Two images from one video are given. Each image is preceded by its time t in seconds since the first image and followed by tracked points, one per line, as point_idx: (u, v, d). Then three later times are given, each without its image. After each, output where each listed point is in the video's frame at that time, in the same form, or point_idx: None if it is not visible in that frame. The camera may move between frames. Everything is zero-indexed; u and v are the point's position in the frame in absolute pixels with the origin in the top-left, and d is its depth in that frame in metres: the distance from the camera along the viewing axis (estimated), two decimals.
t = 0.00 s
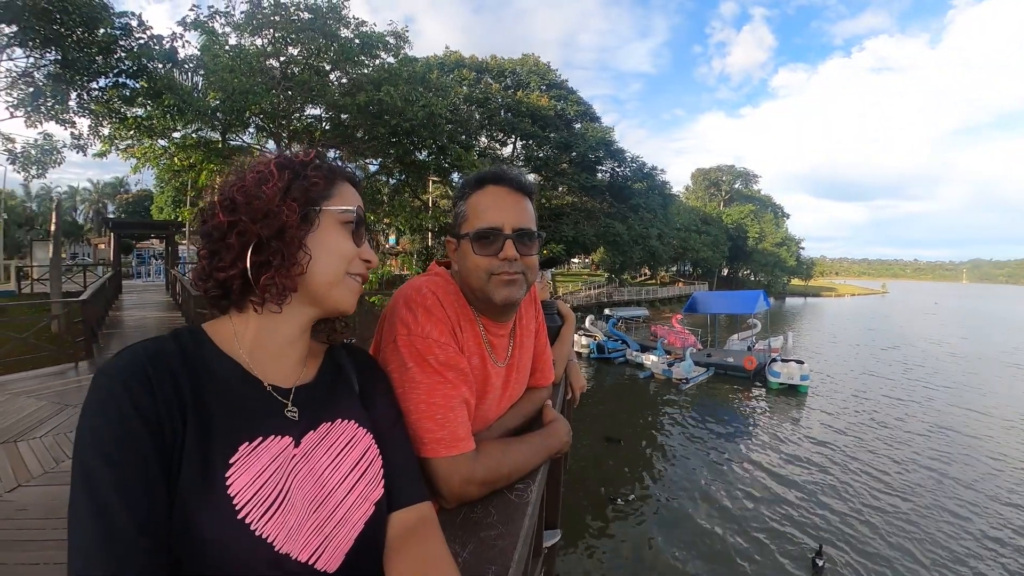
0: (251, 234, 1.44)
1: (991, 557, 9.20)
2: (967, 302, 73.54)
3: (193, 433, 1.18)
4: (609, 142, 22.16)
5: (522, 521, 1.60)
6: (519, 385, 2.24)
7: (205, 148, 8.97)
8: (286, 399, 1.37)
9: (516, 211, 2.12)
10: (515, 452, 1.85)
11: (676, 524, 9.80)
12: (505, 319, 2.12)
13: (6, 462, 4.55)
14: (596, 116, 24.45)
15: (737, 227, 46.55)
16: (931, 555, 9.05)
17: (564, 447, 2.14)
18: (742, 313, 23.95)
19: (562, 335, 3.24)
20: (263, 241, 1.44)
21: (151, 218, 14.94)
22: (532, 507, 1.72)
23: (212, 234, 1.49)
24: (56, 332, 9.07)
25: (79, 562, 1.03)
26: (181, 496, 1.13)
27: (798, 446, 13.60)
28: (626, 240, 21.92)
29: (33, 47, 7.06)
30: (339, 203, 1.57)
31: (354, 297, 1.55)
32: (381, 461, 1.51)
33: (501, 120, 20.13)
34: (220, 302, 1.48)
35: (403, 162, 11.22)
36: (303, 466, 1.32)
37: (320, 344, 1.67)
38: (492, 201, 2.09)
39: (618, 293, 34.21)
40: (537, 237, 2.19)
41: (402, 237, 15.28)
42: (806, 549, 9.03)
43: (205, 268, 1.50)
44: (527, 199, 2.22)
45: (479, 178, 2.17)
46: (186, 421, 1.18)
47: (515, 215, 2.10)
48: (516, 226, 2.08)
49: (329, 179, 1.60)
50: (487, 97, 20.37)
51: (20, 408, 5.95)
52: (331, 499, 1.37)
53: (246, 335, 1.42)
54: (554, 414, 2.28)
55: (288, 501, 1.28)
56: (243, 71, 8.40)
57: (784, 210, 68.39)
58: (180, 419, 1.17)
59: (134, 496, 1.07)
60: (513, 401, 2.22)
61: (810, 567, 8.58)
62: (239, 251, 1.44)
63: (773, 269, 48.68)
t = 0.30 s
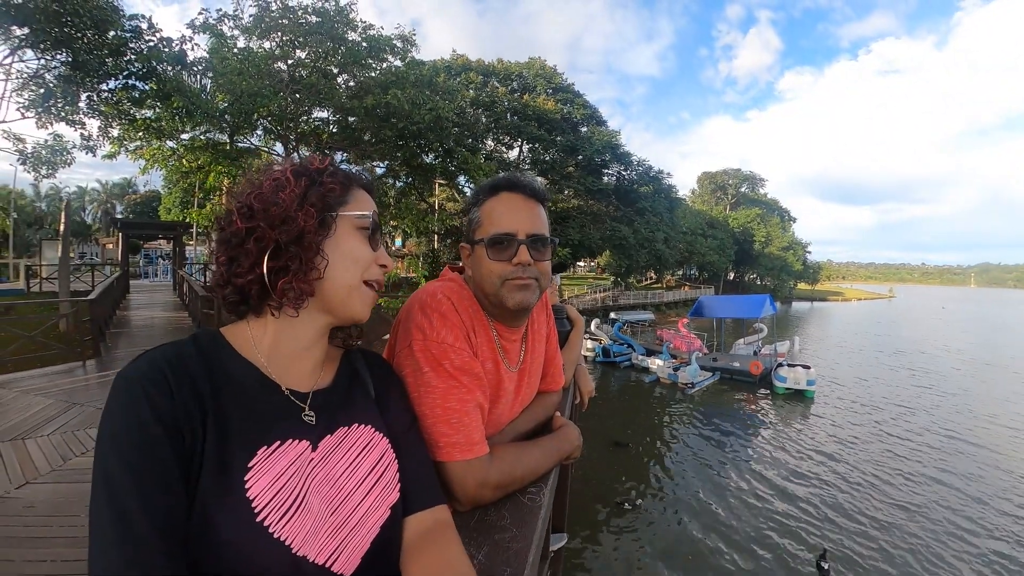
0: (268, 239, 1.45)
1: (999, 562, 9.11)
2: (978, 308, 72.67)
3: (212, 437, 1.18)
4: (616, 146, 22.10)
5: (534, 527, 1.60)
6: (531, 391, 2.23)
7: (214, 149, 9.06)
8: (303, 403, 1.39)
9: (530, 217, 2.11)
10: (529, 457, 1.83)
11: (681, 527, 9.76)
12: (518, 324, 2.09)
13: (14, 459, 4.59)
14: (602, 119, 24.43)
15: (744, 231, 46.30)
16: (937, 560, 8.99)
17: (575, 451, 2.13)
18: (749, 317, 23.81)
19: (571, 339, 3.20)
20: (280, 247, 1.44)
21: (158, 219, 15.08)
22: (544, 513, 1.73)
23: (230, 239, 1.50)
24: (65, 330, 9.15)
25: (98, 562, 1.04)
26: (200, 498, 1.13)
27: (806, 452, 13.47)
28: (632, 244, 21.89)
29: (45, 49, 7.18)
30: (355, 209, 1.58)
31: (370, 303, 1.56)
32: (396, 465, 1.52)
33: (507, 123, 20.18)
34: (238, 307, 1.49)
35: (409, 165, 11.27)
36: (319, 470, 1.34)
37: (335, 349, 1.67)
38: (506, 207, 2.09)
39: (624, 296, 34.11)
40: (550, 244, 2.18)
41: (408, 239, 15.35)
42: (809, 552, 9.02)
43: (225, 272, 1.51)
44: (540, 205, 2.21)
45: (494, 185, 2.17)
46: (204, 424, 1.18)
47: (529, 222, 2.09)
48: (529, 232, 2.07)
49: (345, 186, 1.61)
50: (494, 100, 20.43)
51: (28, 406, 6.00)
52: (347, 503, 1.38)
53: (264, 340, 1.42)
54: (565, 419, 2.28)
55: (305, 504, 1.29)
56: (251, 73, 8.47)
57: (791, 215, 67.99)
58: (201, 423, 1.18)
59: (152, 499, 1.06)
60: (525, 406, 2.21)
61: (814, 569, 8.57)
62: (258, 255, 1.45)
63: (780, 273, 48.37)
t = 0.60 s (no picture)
0: (282, 247, 1.45)
1: (1003, 566, 9.05)
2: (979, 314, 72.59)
3: (227, 439, 1.18)
4: (616, 153, 22.18)
5: (542, 530, 1.60)
6: (536, 396, 2.23)
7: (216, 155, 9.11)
8: (315, 406, 1.39)
9: (537, 226, 2.11)
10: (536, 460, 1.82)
11: (683, 532, 9.71)
12: (525, 331, 2.08)
13: (14, 462, 4.57)
14: (602, 127, 24.55)
15: (743, 237, 46.38)
16: (940, 565, 8.94)
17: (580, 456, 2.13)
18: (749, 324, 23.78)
19: (574, 344, 3.18)
20: (293, 255, 1.45)
21: (160, 224, 15.13)
22: (550, 517, 1.73)
23: (244, 247, 1.50)
24: (66, 333, 9.16)
25: (116, 561, 1.04)
26: (216, 499, 1.14)
27: (808, 458, 13.41)
28: (633, 250, 21.92)
29: (49, 53, 7.28)
30: (366, 217, 1.58)
31: (381, 310, 1.57)
32: (408, 468, 1.52)
33: (508, 130, 20.28)
34: (250, 312, 1.49)
35: (411, 172, 11.34)
36: (330, 472, 1.33)
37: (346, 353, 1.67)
38: (513, 216, 2.08)
39: (624, 303, 34.08)
40: (557, 252, 2.17)
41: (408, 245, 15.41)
42: (810, 556, 8.99)
43: (238, 279, 1.51)
44: (547, 215, 2.20)
45: (500, 194, 2.16)
46: (220, 427, 1.18)
47: (536, 231, 2.08)
48: (537, 241, 2.06)
49: (356, 196, 1.61)
50: (494, 108, 20.58)
51: (27, 409, 5.99)
52: (359, 504, 1.38)
53: (276, 346, 1.43)
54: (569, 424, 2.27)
55: (317, 504, 1.28)
56: (253, 80, 8.50)
57: (790, 221, 68.14)
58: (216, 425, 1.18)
59: (171, 499, 1.07)
60: (531, 411, 2.20)
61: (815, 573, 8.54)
62: (271, 263, 1.45)
63: (780, 279, 48.34)
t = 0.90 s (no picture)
0: (291, 256, 1.45)
1: (1001, 564, 9.10)
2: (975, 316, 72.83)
3: (237, 446, 1.18)
4: (613, 157, 22.23)
5: (549, 533, 1.59)
6: (541, 402, 2.22)
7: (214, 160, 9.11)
8: (324, 413, 1.38)
9: (541, 234, 2.11)
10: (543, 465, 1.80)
11: (683, 535, 9.69)
12: (530, 337, 2.08)
13: (12, 468, 4.54)
14: (599, 131, 24.63)
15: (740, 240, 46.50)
16: (939, 563, 8.98)
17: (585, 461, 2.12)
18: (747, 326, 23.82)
19: (576, 349, 3.17)
20: (302, 264, 1.45)
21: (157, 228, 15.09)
22: (557, 520, 1.72)
23: (253, 256, 1.51)
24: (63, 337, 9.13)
25: (125, 561, 1.04)
26: (226, 503, 1.14)
27: (807, 459, 13.40)
28: (630, 253, 21.98)
29: (48, 57, 7.29)
30: (373, 227, 1.59)
31: (389, 317, 1.56)
32: (415, 474, 1.51)
33: (506, 135, 20.36)
34: (257, 320, 1.49)
35: (409, 176, 11.35)
36: (340, 477, 1.33)
37: (353, 360, 1.67)
38: (518, 223, 2.07)
39: (622, 306, 34.11)
40: (561, 260, 2.17)
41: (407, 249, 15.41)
42: (810, 556, 9.03)
43: (247, 287, 1.51)
44: (551, 223, 2.20)
45: (505, 202, 2.16)
46: (228, 431, 1.18)
47: (541, 239, 2.08)
48: (542, 249, 2.06)
49: (363, 205, 1.61)
50: (491, 112, 20.64)
51: (24, 414, 5.95)
52: (367, 509, 1.37)
53: (284, 353, 1.42)
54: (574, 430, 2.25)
55: (326, 510, 1.28)
56: (252, 84, 8.51)
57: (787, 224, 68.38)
58: (225, 431, 1.17)
59: (179, 505, 1.07)
60: (536, 416, 2.19)
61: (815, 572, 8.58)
62: (280, 272, 1.45)
63: (777, 281, 48.47)
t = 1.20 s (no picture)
0: (298, 263, 1.45)
1: (998, 564, 9.15)
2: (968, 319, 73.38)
3: (244, 449, 1.17)
4: (609, 163, 22.35)
5: (554, 535, 1.59)
6: (542, 407, 2.21)
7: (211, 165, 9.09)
8: (329, 417, 1.38)
9: (543, 241, 2.11)
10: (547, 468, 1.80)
11: (682, 540, 9.65)
12: (531, 342, 2.08)
13: (5, 474, 4.48)
14: (595, 137, 24.77)
15: (735, 245, 46.76)
16: (936, 563, 9.03)
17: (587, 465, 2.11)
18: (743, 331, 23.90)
19: (574, 354, 3.16)
20: (310, 271, 1.45)
21: (152, 234, 15.02)
22: (560, 523, 1.71)
23: (259, 262, 1.50)
24: (58, 342, 9.06)
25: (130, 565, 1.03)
26: (233, 505, 1.13)
27: (805, 463, 13.41)
28: (626, 259, 22.07)
29: (45, 61, 7.29)
30: (378, 234, 1.59)
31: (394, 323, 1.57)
32: (420, 479, 1.51)
33: (502, 141, 20.46)
34: (264, 326, 1.48)
35: (406, 182, 11.38)
36: (346, 481, 1.32)
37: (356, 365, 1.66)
38: (520, 230, 2.07)
39: (618, 311, 34.17)
40: (562, 266, 2.18)
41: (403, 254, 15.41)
42: (808, 557, 9.07)
43: (253, 293, 1.51)
44: (552, 229, 2.21)
45: (507, 209, 2.16)
46: (235, 434, 1.17)
47: (543, 245, 2.09)
48: (544, 255, 2.06)
49: (368, 211, 1.61)
50: (487, 118, 20.74)
51: (19, 420, 5.89)
52: (373, 513, 1.37)
53: (291, 359, 1.42)
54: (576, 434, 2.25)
55: (333, 513, 1.27)
56: (249, 90, 8.51)
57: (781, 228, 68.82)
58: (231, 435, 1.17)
59: (184, 508, 1.06)
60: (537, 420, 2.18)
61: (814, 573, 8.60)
62: (287, 278, 1.45)
63: (772, 286, 48.72)
